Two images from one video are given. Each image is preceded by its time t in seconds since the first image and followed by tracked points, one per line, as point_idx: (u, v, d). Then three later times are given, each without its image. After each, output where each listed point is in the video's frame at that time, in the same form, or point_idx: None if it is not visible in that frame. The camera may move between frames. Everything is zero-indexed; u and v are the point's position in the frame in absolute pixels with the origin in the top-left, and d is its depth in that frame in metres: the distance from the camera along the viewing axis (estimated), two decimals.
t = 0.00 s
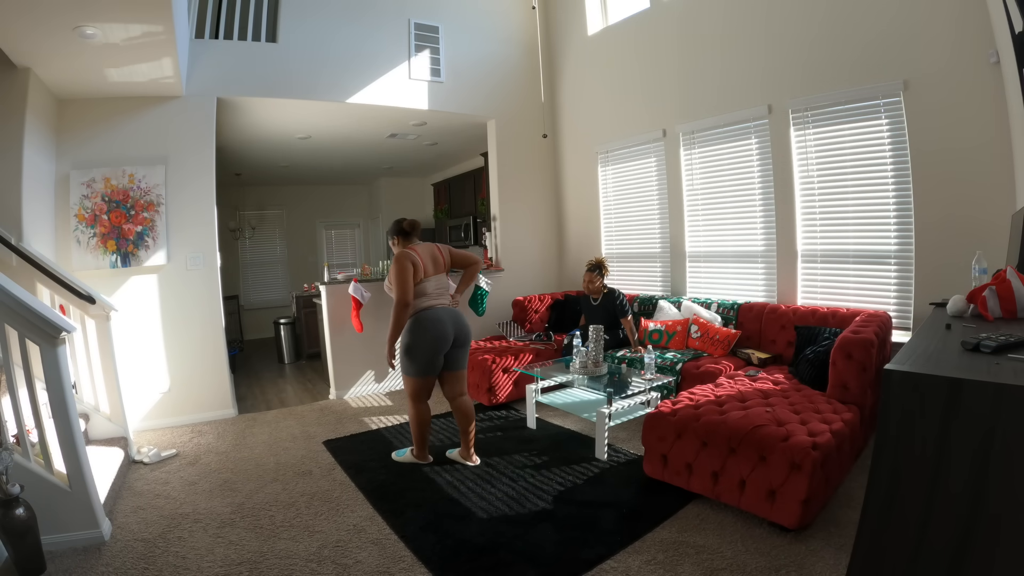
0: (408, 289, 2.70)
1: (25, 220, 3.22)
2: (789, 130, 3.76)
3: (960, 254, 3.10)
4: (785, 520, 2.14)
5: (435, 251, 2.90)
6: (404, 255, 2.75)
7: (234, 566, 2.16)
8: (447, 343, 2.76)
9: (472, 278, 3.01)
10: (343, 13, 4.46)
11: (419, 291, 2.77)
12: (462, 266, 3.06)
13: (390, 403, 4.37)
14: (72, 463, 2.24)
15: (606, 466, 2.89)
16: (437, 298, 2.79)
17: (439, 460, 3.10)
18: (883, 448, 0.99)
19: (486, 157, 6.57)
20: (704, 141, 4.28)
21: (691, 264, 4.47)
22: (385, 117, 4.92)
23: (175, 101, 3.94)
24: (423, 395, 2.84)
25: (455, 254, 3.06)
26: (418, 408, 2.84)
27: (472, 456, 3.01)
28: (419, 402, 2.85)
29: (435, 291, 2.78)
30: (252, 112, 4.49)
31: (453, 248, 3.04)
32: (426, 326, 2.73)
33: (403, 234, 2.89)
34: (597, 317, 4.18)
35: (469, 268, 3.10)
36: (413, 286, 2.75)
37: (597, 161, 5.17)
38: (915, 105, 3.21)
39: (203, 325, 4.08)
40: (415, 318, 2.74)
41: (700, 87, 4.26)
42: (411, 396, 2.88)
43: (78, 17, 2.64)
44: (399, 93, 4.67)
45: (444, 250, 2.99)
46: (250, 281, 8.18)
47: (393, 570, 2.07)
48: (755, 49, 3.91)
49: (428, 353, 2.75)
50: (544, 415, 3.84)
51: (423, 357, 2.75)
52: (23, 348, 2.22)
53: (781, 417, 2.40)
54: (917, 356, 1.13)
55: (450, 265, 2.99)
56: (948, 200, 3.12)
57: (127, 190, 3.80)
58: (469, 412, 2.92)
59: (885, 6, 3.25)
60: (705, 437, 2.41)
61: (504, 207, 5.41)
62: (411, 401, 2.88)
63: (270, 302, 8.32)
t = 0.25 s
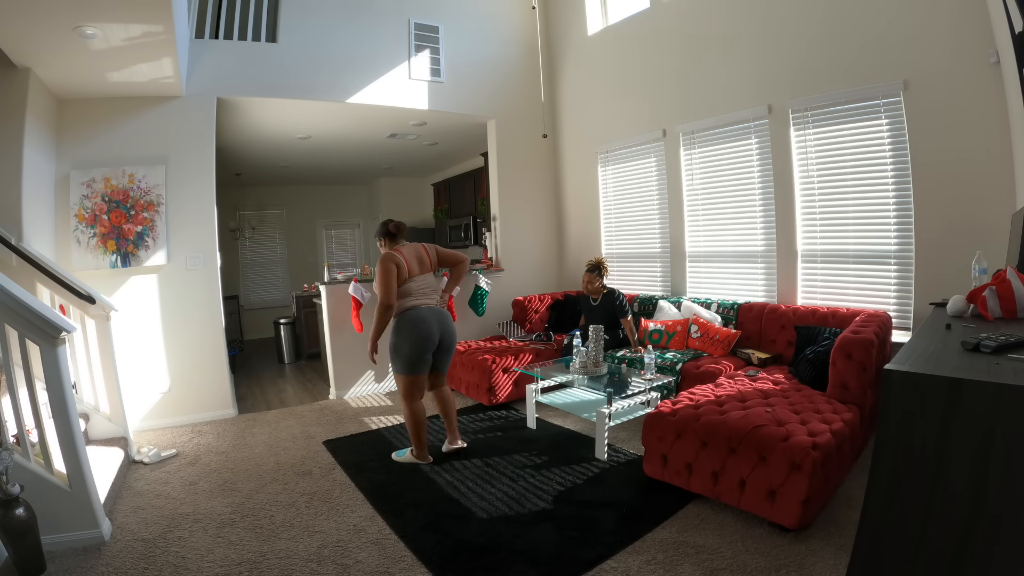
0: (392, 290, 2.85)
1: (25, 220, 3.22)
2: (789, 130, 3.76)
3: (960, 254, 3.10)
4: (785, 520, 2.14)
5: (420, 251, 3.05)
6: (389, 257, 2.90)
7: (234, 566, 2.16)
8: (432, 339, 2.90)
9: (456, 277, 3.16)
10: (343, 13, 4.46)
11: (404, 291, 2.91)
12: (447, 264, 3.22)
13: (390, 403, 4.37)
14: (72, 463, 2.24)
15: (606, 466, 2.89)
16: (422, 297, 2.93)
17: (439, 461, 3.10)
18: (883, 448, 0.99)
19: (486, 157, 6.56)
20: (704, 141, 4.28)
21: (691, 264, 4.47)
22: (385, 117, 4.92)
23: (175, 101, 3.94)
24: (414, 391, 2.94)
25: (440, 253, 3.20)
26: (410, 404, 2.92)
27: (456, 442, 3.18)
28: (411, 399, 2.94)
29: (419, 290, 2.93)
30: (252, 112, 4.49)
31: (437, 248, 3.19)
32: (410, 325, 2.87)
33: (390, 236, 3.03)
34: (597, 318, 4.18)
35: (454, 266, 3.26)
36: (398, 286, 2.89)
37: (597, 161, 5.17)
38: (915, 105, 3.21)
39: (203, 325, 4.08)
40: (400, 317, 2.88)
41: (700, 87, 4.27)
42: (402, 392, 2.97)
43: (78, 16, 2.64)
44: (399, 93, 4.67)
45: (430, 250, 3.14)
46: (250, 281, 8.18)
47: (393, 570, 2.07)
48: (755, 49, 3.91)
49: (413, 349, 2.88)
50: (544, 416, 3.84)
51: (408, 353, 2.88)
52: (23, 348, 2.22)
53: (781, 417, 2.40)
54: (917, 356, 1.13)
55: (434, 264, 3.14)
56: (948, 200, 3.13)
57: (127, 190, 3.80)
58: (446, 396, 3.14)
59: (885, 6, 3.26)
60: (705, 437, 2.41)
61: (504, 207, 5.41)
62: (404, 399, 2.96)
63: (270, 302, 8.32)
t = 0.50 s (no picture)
0: (388, 289, 2.86)
1: (25, 220, 3.22)
2: (789, 130, 3.76)
3: (960, 254, 3.10)
4: (784, 520, 2.14)
5: (417, 254, 3.07)
6: (385, 257, 2.92)
7: (234, 566, 2.16)
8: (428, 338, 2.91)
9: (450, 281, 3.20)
10: (343, 13, 4.46)
11: (400, 291, 2.92)
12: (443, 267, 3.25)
13: (390, 403, 4.37)
14: (71, 463, 2.24)
15: (606, 466, 2.89)
16: (419, 298, 2.95)
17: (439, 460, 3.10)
18: (883, 448, 0.99)
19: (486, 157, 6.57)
20: (704, 141, 4.28)
21: (691, 264, 4.47)
22: (385, 117, 4.92)
23: (175, 101, 3.94)
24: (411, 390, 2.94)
25: (436, 255, 3.23)
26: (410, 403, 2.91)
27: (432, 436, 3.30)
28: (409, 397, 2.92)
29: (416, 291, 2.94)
30: (252, 112, 4.49)
31: (433, 250, 3.21)
32: (409, 323, 2.86)
33: (389, 237, 3.05)
34: (597, 318, 4.19)
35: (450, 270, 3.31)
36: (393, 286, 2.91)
37: (597, 161, 5.17)
38: (915, 105, 3.21)
39: (202, 324, 4.08)
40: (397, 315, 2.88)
41: (700, 87, 4.27)
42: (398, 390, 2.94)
43: (78, 17, 2.64)
44: (399, 93, 4.67)
45: (426, 253, 3.17)
46: (250, 281, 8.18)
47: (393, 570, 2.07)
48: (755, 49, 3.91)
49: (411, 347, 2.88)
50: (544, 416, 3.84)
51: (406, 351, 2.88)
52: (23, 348, 2.22)
53: (781, 417, 2.40)
54: (917, 356, 1.13)
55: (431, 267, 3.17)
56: (949, 200, 3.12)
57: (127, 190, 3.80)
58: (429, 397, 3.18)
59: (885, 6, 3.26)
60: (705, 437, 2.41)
61: (504, 207, 5.41)
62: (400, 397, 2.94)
63: (270, 302, 8.33)
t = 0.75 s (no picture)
0: (393, 286, 2.87)
1: (25, 220, 3.22)
2: (789, 130, 3.76)
3: (960, 254, 3.10)
4: (785, 520, 2.14)
5: (422, 254, 3.09)
6: (391, 253, 2.93)
7: (234, 566, 2.16)
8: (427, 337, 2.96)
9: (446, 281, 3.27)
10: (343, 13, 4.46)
11: (405, 289, 2.93)
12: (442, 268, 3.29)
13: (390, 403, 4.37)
14: (72, 463, 2.24)
15: (606, 466, 2.89)
16: (421, 297, 2.98)
17: (439, 460, 3.10)
18: (883, 448, 0.99)
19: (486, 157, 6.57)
20: (704, 141, 4.28)
21: (691, 264, 4.47)
22: (385, 117, 4.92)
23: (175, 101, 3.94)
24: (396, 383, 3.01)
25: (438, 257, 3.26)
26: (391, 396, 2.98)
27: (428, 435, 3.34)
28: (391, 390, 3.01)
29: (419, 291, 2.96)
30: (252, 112, 4.49)
31: (436, 252, 3.24)
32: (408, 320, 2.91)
33: (396, 235, 3.06)
34: (597, 318, 4.19)
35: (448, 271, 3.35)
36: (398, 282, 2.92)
37: (597, 161, 5.17)
38: (915, 105, 3.21)
39: (202, 324, 4.08)
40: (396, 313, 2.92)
41: (700, 87, 4.27)
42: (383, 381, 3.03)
43: (79, 17, 2.64)
44: (399, 93, 4.67)
45: (429, 253, 3.20)
46: (250, 281, 8.19)
47: (393, 570, 2.07)
48: (755, 49, 3.91)
49: (408, 346, 2.92)
50: (544, 416, 3.84)
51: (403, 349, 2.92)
52: (24, 348, 2.22)
53: (781, 417, 2.40)
54: (917, 356, 1.13)
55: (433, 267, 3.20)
56: (948, 200, 3.13)
57: (127, 190, 3.80)
58: (428, 395, 3.18)
59: (885, 6, 3.26)
60: (705, 437, 2.41)
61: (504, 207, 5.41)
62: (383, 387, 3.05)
63: (270, 302, 8.33)
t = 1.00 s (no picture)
0: (392, 284, 2.87)
1: (25, 220, 3.22)
2: (789, 130, 3.76)
3: (960, 254, 3.10)
4: (784, 520, 2.14)
5: (421, 255, 3.10)
6: (390, 253, 2.95)
7: (234, 566, 2.16)
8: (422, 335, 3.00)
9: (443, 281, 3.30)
10: (342, 12, 4.46)
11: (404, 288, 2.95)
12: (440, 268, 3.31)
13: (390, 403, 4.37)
14: (72, 463, 2.24)
15: (606, 466, 2.89)
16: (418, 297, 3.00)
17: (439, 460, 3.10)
18: (883, 448, 0.99)
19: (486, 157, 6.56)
20: (704, 141, 4.28)
21: (691, 264, 4.47)
22: (384, 117, 4.92)
23: (175, 101, 3.94)
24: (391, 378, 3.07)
25: (436, 257, 3.27)
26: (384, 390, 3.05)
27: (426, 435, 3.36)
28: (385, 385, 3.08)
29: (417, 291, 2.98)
30: (252, 112, 4.49)
31: (436, 252, 3.25)
32: (406, 319, 2.94)
33: (396, 234, 3.06)
34: (597, 318, 4.18)
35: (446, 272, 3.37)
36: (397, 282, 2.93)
37: (597, 161, 5.17)
38: (915, 105, 3.21)
39: (202, 324, 4.08)
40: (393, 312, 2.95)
41: (700, 87, 4.27)
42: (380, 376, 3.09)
43: (78, 17, 2.64)
44: (399, 93, 4.67)
45: (428, 253, 3.20)
46: (250, 281, 8.19)
47: (393, 570, 2.07)
48: (755, 48, 3.91)
49: (404, 343, 2.96)
50: (544, 416, 3.84)
51: (399, 346, 2.97)
52: (23, 348, 2.22)
53: (781, 417, 2.40)
54: (917, 356, 1.13)
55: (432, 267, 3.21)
56: (949, 200, 3.12)
57: (127, 190, 3.80)
58: (428, 396, 3.15)
59: (885, 6, 3.26)
60: (705, 437, 2.41)
61: (504, 207, 5.41)
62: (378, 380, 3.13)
63: (270, 302, 8.33)
